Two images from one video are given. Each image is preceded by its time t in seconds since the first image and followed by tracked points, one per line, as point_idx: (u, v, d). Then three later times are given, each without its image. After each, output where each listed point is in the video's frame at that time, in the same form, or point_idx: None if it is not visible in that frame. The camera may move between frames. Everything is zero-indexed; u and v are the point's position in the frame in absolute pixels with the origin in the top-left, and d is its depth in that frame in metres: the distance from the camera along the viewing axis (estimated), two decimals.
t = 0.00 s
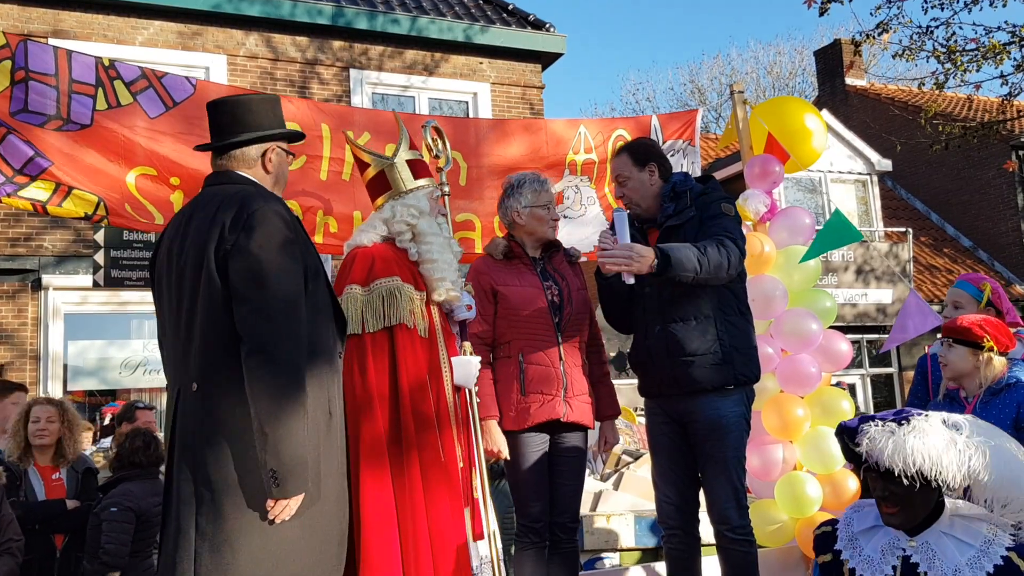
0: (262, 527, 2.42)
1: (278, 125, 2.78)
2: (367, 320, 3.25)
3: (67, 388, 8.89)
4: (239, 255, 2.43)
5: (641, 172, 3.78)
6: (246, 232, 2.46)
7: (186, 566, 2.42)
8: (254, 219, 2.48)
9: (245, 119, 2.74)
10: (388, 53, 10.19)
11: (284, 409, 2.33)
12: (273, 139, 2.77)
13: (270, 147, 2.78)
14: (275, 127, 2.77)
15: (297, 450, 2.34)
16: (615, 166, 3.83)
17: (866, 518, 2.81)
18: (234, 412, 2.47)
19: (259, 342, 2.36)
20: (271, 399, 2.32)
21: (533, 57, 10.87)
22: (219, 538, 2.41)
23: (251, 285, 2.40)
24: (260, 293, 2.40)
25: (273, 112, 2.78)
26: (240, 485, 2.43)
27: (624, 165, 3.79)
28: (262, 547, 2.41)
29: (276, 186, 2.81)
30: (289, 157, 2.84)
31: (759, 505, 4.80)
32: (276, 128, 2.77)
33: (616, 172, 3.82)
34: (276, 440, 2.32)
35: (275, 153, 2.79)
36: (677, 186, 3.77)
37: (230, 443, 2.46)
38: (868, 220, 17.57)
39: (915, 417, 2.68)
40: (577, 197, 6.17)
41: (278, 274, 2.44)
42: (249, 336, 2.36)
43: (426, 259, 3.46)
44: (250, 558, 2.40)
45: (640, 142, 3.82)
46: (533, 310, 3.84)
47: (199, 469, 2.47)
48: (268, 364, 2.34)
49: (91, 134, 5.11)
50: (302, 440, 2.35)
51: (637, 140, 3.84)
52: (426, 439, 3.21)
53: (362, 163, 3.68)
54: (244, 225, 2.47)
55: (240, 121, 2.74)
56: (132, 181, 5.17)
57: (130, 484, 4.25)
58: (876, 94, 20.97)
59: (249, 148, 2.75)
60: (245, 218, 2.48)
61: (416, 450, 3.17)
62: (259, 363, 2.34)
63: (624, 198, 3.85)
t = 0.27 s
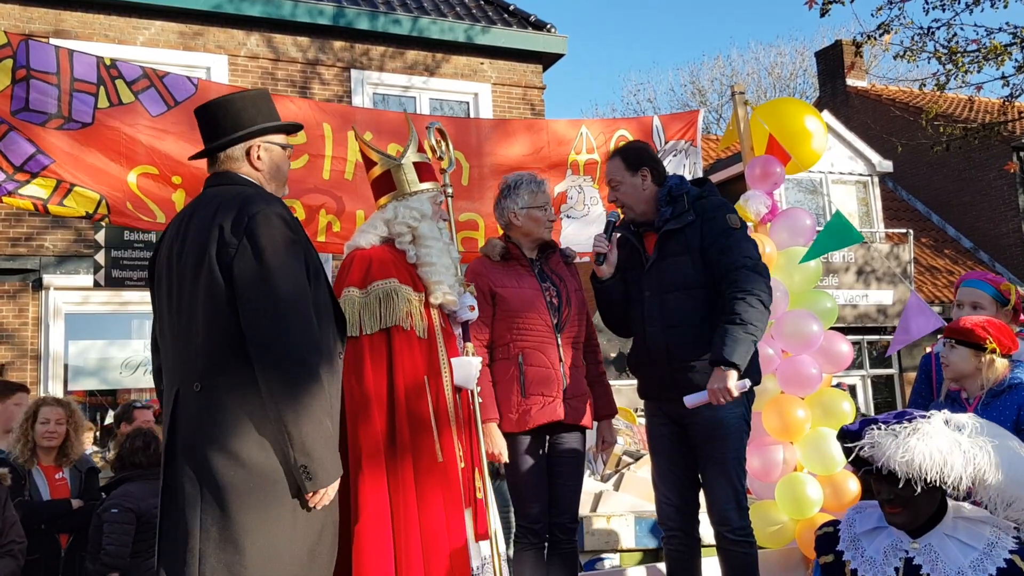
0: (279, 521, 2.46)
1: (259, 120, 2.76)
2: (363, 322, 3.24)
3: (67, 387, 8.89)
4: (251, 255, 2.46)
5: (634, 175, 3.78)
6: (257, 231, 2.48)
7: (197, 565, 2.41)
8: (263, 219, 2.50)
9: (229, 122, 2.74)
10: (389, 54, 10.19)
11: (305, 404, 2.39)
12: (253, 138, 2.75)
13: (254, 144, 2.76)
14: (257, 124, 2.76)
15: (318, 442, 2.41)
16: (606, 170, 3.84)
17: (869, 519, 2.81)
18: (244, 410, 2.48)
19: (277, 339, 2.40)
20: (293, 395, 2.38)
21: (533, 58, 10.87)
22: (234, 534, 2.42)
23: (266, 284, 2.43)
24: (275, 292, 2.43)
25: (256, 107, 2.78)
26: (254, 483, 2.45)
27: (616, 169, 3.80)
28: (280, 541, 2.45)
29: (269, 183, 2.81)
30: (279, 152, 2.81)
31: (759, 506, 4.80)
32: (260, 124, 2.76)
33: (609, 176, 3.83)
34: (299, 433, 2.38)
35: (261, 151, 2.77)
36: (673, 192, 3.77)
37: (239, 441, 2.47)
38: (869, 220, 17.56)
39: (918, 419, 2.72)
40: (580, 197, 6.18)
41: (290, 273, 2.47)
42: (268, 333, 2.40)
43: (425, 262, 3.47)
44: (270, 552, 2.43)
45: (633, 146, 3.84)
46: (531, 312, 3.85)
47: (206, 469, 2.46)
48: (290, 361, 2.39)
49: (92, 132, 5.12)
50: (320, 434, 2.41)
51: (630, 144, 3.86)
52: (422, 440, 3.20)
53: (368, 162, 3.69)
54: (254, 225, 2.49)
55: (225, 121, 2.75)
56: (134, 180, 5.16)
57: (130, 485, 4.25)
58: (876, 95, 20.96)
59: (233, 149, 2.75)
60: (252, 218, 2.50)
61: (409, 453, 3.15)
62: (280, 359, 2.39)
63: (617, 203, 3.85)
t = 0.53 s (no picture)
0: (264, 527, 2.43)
1: (259, 121, 2.77)
2: (361, 322, 3.25)
3: (68, 387, 8.90)
4: (242, 259, 2.45)
5: (630, 177, 3.82)
6: (249, 234, 2.47)
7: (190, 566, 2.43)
8: (256, 222, 2.49)
9: (230, 124, 2.75)
10: (390, 54, 10.20)
11: (292, 409, 2.36)
12: (254, 139, 2.76)
13: (254, 146, 2.76)
14: (257, 125, 2.76)
15: (304, 448, 2.38)
16: (604, 172, 3.88)
17: (869, 520, 2.81)
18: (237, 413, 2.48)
19: (265, 343, 2.38)
20: (278, 400, 2.35)
21: (534, 58, 10.88)
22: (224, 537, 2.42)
23: (256, 287, 2.41)
24: (265, 295, 2.41)
25: (255, 108, 2.78)
26: (245, 486, 2.45)
27: (613, 171, 3.85)
28: (267, 547, 2.43)
29: (273, 183, 2.81)
30: (281, 152, 2.81)
31: (759, 507, 4.80)
32: (261, 124, 2.76)
33: (605, 178, 3.87)
34: (284, 439, 2.35)
35: (263, 152, 2.78)
36: (675, 192, 3.79)
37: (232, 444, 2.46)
38: (870, 221, 17.55)
39: (926, 421, 2.71)
40: (584, 197, 6.22)
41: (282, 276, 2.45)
42: (256, 337, 2.38)
43: (427, 262, 3.48)
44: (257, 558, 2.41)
45: (629, 147, 3.85)
46: (531, 313, 3.85)
47: (200, 471, 2.47)
48: (276, 365, 2.37)
49: (94, 131, 5.10)
50: (307, 440, 2.38)
51: (626, 146, 3.88)
52: (417, 441, 3.20)
53: (370, 164, 3.71)
54: (247, 228, 2.48)
55: (225, 123, 2.75)
56: (136, 180, 5.15)
57: (132, 487, 4.24)
58: (877, 95, 20.96)
59: (235, 151, 2.75)
60: (246, 220, 2.49)
61: (399, 456, 3.15)
62: (267, 364, 2.36)
63: (614, 204, 3.90)
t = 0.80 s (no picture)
0: (252, 529, 2.40)
1: (262, 118, 2.77)
2: (364, 318, 3.25)
3: (69, 386, 8.90)
4: (232, 257, 2.42)
5: (632, 174, 3.83)
6: (241, 232, 2.45)
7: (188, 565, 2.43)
8: (249, 219, 2.47)
9: (233, 121, 2.75)
10: (390, 53, 10.20)
11: (277, 410, 2.31)
12: (258, 136, 2.76)
13: (259, 143, 2.76)
14: (260, 122, 2.76)
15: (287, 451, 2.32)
16: (606, 169, 3.89)
17: (872, 517, 2.81)
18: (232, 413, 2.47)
19: (252, 343, 2.34)
20: (263, 401, 2.31)
21: (534, 57, 10.88)
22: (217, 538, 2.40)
23: (245, 286, 2.39)
24: (256, 293, 2.38)
25: (259, 105, 2.78)
26: (241, 486, 2.43)
27: (615, 168, 3.85)
28: (257, 550, 2.40)
29: (277, 180, 2.81)
30: (284, 149, 2.81)
31: (760, 504, 4.78)
32: (263, 120, 2.77)
33: (608, 175, 3.88)
34: (267, 442, 2.30)
35: (267, 149, 2.77)
36: (679, 187, 3.83)
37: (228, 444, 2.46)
38: (870, 220, 17.55)
39: (932, 416, 2.71)
40: (587, 193, 6.17)
41: (273, 274, 2.42)
42: (242, 336, 2.34)
43: (432, 260, 3.48)
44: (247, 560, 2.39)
45: (631, 144, 3.87)
46: (530, 310, 3.85)
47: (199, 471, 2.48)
48: (261, 366, 2.32)
49: (96, 126, 5.09)
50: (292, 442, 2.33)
51: (629, 142, 3.90)
52: (417, 438, 3.20)
53: (375, 160, 3.70)
54: (239, 226, 2.46)
55: (229, 120, 2.75)
56: (138, 177, 5.12)
57: (137, 485, 4.22)
58: (877, 94, 20.95)
59: (238, 149, 2.75)
60: (239, 218, 2.47)
61: (396, 454, 3.15)
62: (251, 365, 2.32)
63: (616, 201, 3.89)
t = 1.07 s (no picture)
0: (250, 529, 2.40)
1: (264, 119, 2.77)
2: (363, 319, 3.25)
3: (68, 386, 8.90)
4: (232, 260, 2.41)
5: (635, 173, 3.83)
6: (240, 233, 2.44)
7: (187, 566, 2.43)
8: (249, 222, 2.47)
9: (234, 123, 2.75)
10: (390, 53, 10.19)
11: (278, 411, 2.31)
12: (259, 137, 2.75)
13: (261, 144, 2.76)
14: (262, 123, 2.76)
15: (287, 451, 2.32)
16: (609, 167, 3.89)
17: (871, 516, 2.80)
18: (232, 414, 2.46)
19: (251, 345, 2.33)
20: (269, 404, 2.30)
21: (534, 57, 10.87)
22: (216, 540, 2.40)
23: (245, 288, 2.38)
24: (254, 295, 2.38)
25: (260, 105, 2.78)
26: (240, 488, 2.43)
27: (618, 166, 3.85)
28: (256, 551, 2.39)
29: (278, 181, 2.81)
30: (286, 149, 2.81)
31: (760, 505, 4.80)
32: (264, 121, 2.77)
33: (610, 174, 3.87)
34: (267, 442, 2.30)
35: (268, 149, 2.77)
36: (682, 188, 3.84)
37: (228, 446, 2.45)
38: (869, 220, 17.55)
39: (934, 416, 2.73)
40: (589, 191, 6.18)
41: (273, 275, 2.42)
42: (241, 338, 2.34)
43: (433, 262, 3.48)
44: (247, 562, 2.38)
45: (633, 144, 3.88)
46: (524, 312, 3.85)
47: (200, 472, 2.48)
48: (260, 367, 2.32)
49: (95, 125, 5.07)
50: (292, 443, 2.33)
51: (632, 142, 3.91)
52: (418, 438, 3.19)
53: (375, 161, 3.70)
54: (239, 228, 2.46)
55: (230, 120, 2.75)
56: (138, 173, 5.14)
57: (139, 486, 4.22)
58: (877, 94, 20.95)
59: (240, 150, 2.75)
60: (239, 221, 2.47)
61: (398, 454, 3.14)
62: (251, 366, 2.31)
63: (617, 200, 3.89)
